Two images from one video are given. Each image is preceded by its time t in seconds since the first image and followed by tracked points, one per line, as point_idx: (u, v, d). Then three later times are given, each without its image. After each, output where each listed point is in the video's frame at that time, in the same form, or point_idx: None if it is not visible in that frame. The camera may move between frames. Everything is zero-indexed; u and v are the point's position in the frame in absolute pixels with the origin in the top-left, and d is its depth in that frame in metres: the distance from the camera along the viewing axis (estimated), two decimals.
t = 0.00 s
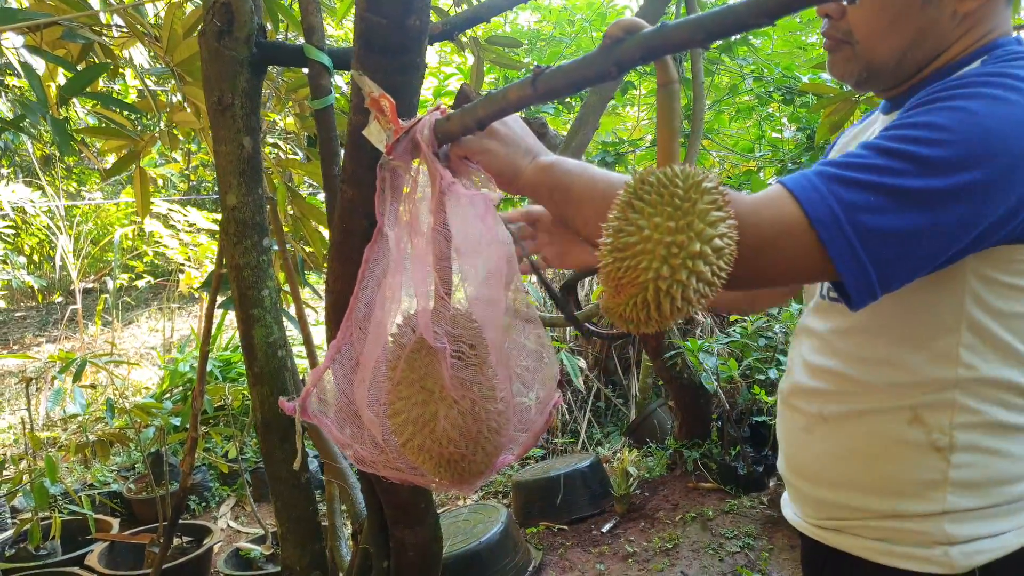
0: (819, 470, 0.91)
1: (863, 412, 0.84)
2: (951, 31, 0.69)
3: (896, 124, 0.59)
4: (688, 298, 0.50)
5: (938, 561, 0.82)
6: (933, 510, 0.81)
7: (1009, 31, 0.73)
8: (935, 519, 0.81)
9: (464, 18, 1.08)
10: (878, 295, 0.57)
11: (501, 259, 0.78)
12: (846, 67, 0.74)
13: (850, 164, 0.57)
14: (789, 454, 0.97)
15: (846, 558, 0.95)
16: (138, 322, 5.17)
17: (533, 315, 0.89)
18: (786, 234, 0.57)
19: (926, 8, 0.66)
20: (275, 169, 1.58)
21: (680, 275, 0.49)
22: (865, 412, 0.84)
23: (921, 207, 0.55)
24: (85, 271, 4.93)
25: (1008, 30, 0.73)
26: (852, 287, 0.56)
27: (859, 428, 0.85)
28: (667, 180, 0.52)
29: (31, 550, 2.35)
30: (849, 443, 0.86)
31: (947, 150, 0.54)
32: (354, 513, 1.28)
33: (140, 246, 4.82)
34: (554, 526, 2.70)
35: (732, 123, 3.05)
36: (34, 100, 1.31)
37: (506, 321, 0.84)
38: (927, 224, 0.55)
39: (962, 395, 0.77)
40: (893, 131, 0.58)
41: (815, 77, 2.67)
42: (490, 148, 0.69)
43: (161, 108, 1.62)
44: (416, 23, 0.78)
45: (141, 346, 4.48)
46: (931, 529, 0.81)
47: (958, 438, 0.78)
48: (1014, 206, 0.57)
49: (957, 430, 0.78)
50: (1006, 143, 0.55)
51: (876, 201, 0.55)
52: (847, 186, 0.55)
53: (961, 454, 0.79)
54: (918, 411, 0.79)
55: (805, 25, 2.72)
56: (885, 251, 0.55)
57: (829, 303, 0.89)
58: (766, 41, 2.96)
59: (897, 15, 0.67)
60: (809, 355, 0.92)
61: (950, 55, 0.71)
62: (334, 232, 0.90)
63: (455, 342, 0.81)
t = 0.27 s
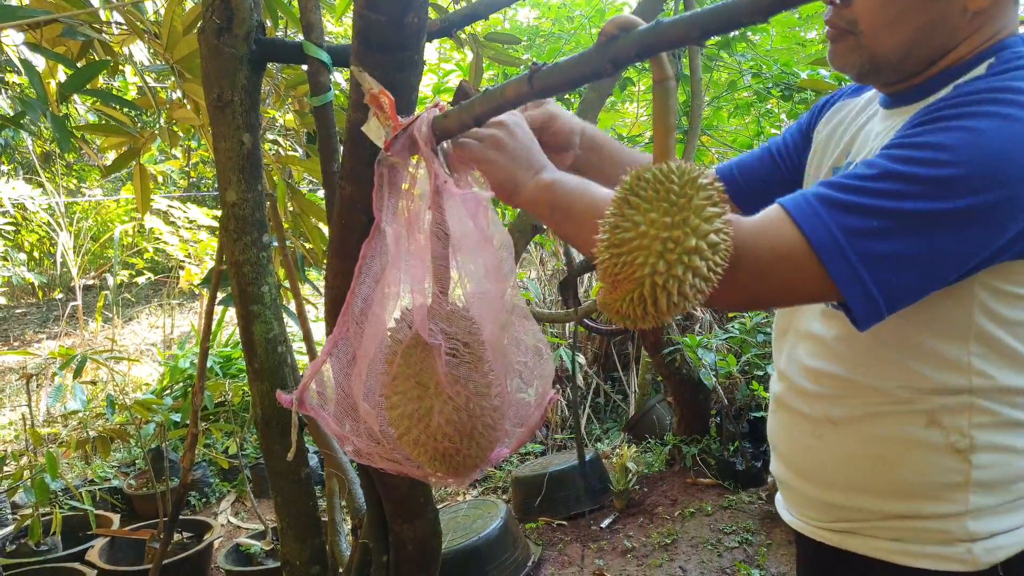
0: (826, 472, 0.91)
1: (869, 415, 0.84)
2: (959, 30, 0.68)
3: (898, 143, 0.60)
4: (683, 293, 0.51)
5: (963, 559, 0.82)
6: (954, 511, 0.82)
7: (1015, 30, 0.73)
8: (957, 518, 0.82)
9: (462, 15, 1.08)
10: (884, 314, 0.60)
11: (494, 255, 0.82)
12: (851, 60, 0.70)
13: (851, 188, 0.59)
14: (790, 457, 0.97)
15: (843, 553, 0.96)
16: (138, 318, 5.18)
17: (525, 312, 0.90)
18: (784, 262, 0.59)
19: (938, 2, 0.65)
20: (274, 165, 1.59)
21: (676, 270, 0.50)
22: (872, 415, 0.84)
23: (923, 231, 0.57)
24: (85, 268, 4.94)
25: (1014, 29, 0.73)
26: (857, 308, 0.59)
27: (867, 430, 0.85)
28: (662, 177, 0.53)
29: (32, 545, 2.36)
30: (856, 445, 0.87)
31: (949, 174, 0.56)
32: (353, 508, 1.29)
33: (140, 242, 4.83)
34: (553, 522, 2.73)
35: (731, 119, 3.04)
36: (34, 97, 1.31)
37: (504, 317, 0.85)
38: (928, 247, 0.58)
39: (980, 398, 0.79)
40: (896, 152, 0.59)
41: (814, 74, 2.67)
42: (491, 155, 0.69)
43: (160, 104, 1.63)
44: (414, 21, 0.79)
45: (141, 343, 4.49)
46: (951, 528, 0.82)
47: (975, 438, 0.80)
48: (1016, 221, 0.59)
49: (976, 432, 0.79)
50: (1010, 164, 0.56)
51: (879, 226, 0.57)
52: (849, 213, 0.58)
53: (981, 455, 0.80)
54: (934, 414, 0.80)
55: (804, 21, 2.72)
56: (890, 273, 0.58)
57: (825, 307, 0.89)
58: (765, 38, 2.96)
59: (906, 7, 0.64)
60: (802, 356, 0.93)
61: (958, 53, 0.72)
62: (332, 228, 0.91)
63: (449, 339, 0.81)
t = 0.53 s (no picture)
0: (818, 471, 0.91)
1: (864, 418, 0.85)
2: (964, 34, 0.68)
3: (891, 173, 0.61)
4: (684, 290, 0.52)
5: (949, 556, 0.83)
6: (941, 510, 0.83)
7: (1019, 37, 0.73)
8: (943, 515, 0.83)
9: (464, 13, 1.08)
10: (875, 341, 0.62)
11: (499, 246, 0.81)
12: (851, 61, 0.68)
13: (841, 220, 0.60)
14: (784, 454, 0.97)
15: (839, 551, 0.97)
16: (139, 315, 5.18)
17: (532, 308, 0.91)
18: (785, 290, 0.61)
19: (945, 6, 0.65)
20: (276, 162, 1.59)
21: (677, 267, 0.51)
22: (866, 419, 0.85)
23: (910, 264, 0.59)
24: (85, 264, 4.95)
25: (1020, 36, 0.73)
26: (849, 337, 0.61)
27: (861, 431, 0.85)
28: (663, 174, 0.53)
29: (33, 540, 2.37)
30: (848, 447, 0.87)
31: (937, 210, 0.57)
32: (353, 504, 1.29)
33: (140, 239, 4.83)
34: (553, 519, 2.74)
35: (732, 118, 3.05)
36: (37, 92, 1.31)
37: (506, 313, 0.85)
38: (917, 280, 0.59)
39: (969, 402, 0.79)
40: (887, 182, 0.60)
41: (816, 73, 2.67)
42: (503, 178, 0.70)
43: (162, 100, 1.63)
44: (416, 18, 0.79)
45: (141, 339, 4.50)
46: (937, 524, 0.83)
47: (962, 439, 0.80)
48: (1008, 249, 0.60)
49: (964, 433, 0.80)
50: (999, 199, 0.57)
51: (867, 260, 0.59)
52: (838, 247, 0.59)
53: (968, 455, 0.81)
54: (924, 415, 0.80)
55: (806, 20, 2.72)
56: (879, 305, 0.60)
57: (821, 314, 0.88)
58: (766, 37, 2.96)
59: (911, 9, 0.63)
60: (799, 357, 0.92)
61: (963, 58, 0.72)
62: (335, 224, 0.91)
63: (455, 333, 0.83)
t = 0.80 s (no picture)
0: (813, 470, 0.92)
1: (858, 420, 0.85)
2: (961, 41, 0.68)
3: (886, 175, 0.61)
4: (681, 288, 0.52)
5: (943, 554, 0.84)
6: (935, 509, 0.83)
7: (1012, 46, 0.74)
8: (937, 513, 0.83)
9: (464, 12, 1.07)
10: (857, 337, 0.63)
11: (498, 246, 0.81)
12: (850, 70, 0.69)
13: (833, 217, 0.61)
14: (779, 453, 0.98)
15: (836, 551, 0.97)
16: (139, 314, 5.18)
17: (532, 308, 0.88)
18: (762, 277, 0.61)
19: (946, 12, 0.65)
20: (277, 161, 1.59)
21: (675, 266, 0.51)
22: (860, 420, 0.85)
23: (897, 265, 0.59)
24: (85, 263, 4.95)
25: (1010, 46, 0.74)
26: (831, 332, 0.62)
27: (857, 431, 0.86)
28: (660, 174, 0.54)
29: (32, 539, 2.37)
30: (844, 447, 0.88)
31: (928, 215, 0.58)
32: (354, 503, 1.30)
33: (140, 238, 4.84)
34: (552, 518, 2.74)
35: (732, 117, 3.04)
36: (38, 91, 1.31)
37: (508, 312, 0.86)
38: (900, 280, 0.60)
39: (962, 402, 0.80)
40: (879, 184, 0.61)
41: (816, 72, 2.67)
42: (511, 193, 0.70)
43: (163, 100, 1.63)
44: (417, 19, 0.80)
45: (141, 339, 4.50)
46: (931, 523, 0.84)
47: (957, 440, 0.81)
48: (993, 257, 0.61)
49: (957, 433, 0.80)
50: (989, 206, 0.58)
51: (854, 258, 0.60)
52: (825, 243, 0.60)
53: (962, 455, 0.81)
54: (919, 416, 0.81)
55: (806, 20, 2.71)
56: (863, 303, 0.61)
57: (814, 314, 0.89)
58: (766, 36, 2.96)
59: (910, 15, 0.64)
60: (796, 361, 0.92)
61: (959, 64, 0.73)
62: (336, 223, 0.92)
63: (454, 331, 0.83)
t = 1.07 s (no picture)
0: (804, 474, 0.92)
1: (850, 424, 0.86)
2: (949, 49, 0.69)
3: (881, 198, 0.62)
4: (670, 292, 0.53)
5: (934, 557, 0.85)
6: (926, 511, 0.84)
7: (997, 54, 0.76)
8: (928, 516, 0.84)
9: (458, 18, 1.08)
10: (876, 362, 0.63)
11: (491, 254, 0.83)
12: (838, 77, 0.70)
13: (834, 248, 0.62)
14: (769, 458, 0.99)
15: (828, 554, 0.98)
16: (130, 318, 5.15)
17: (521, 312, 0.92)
18: (782, 334, 0.63)
19: (935, 20, 0.65)
20: (270, 165, 1.59)
21: (663, 269, 0.52)
22: (851, 425, 0.86)
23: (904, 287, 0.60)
24: (76, 267, 4.91)
25: (996, 54, 0.75)
26: (849, 361, 0.62)
27: (850, 435, 0.86)
28: (652, 179, 0.54)
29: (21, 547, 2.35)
30: (835, 451, 0.88)
31: (926, 237, 0.58)
32: (346, 508, 1.29)
33: (131, 242, 4.81)
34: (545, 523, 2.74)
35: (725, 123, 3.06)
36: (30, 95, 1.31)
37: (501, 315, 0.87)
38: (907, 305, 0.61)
39: (955, 406, 0.80)
40: (877, 209, 0.62)
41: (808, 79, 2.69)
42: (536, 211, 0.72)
43: (156, 103, 1.63)
44: (412, 25, 0.81)
45: (132, 344, 4.47)
46: (923, 526, 0.85)
47: (949, 442, 0.82)
48: (1000, 270, 0.61)
49: (948, 436, 0.82)
50: (990, 220, 0.58)
51: (860, 285, 0.61)
52: (829, 273, 0.61)
53: (953, 457, 0.82)
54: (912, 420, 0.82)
55: (798, 27, 2.73)
56: (876, 328, 0.62)
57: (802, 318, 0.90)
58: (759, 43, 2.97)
59: (901, 23, 0.64)
60: (788, 369, 0.93)
61: (947, 72, 0.73)
62: (330, 227, 0.92)
63: (447, 336, 0.84)
